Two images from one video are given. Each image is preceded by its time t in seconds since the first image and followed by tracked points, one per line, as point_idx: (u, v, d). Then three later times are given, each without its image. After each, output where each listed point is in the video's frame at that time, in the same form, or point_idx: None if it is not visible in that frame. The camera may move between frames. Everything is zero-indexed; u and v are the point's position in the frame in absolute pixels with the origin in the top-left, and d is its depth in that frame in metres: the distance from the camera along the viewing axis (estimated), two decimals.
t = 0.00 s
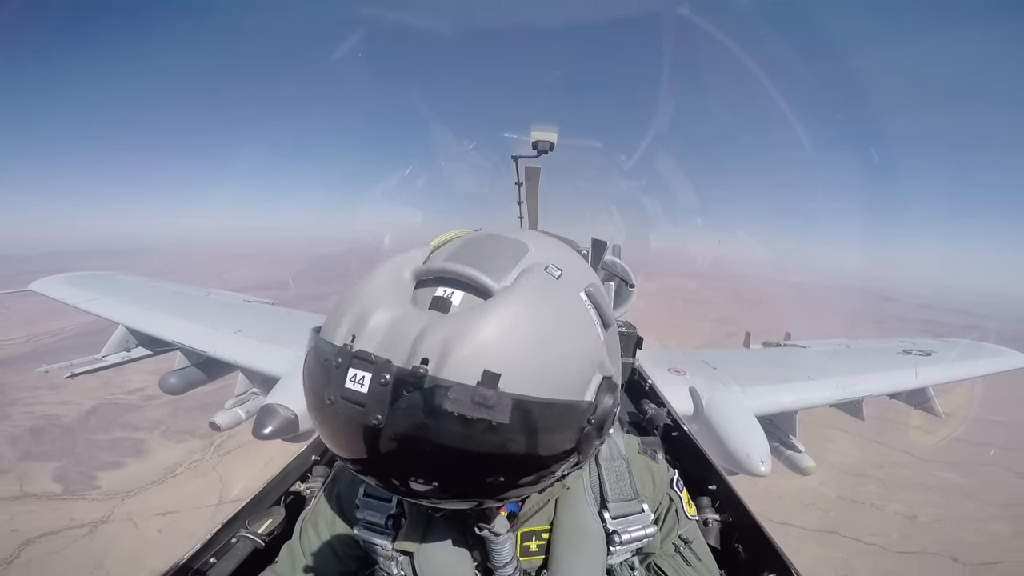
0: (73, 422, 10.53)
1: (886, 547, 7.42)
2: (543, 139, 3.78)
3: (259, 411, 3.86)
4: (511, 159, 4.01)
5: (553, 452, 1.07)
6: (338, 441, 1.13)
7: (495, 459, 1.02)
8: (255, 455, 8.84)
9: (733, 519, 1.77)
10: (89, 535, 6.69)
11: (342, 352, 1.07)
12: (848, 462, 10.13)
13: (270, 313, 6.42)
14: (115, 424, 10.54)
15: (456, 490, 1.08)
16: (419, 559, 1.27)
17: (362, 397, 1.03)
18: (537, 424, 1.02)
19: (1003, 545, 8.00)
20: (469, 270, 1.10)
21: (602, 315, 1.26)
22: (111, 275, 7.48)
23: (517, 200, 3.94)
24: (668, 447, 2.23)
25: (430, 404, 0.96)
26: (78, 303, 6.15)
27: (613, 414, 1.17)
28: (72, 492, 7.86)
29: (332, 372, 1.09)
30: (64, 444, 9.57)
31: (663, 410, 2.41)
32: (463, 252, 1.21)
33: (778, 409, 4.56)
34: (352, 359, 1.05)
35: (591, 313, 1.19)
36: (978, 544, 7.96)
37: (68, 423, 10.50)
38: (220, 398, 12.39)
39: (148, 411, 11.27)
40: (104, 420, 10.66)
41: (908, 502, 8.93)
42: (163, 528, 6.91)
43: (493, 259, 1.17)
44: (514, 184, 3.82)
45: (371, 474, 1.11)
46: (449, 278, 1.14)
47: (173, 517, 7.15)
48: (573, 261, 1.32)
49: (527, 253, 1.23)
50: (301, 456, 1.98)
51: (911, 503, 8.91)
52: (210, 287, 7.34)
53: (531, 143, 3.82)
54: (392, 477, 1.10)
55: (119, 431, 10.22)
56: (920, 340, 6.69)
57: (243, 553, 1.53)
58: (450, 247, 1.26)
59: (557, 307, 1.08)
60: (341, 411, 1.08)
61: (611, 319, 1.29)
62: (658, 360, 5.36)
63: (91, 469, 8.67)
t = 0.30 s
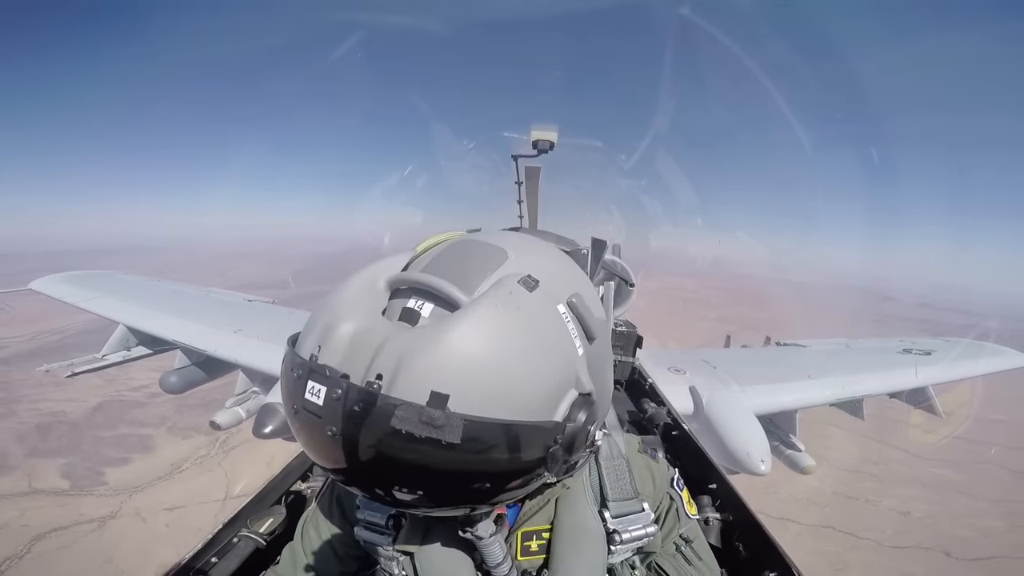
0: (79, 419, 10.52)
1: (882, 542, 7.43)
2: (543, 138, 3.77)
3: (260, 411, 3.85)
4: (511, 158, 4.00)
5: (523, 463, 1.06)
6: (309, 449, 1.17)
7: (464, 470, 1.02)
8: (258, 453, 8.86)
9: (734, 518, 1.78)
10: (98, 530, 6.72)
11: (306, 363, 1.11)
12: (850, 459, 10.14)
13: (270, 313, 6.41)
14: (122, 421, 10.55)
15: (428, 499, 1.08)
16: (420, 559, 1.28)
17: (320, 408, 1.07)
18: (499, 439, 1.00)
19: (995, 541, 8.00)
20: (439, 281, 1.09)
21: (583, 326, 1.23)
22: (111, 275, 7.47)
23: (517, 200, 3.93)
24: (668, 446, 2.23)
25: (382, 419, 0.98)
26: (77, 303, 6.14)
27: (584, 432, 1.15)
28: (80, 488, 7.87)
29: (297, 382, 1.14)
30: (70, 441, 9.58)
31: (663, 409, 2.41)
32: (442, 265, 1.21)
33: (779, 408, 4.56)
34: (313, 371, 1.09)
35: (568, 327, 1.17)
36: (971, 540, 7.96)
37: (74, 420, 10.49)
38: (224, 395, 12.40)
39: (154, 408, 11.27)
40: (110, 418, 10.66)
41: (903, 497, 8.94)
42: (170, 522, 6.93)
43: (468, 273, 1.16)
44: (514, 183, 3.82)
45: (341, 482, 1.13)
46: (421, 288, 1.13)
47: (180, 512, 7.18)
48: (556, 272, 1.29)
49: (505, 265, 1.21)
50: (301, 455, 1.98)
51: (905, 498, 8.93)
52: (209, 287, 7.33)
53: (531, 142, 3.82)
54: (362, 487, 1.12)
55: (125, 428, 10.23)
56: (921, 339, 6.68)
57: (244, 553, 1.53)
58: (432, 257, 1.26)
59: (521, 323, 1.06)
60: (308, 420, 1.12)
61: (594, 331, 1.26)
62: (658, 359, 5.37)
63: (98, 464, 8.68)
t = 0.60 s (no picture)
0: (85, 416, 10.53)
1: (874, 538, 7.47)
2: (543, 138, 3.77)
3: (260, 411, 3.85)
4: (511, 158, 4.00)
5: (512, 467, 1.05)
6: (297, 453, 1.17)
7: (453, 474, 1.01)
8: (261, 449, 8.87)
9: (733, 518, 1.78)
10: (105, 524, 6.75)
11: (291, 366, 1.12)
12: (852, 457, 10.12)
13: (270, 313, 6.40)
14: (127, 417, 10.57)
15: (416, 502, 1.07)
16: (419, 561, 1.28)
17: (305, 411, 1.07)
18: (485, 444, 0.99)
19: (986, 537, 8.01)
20: (428, 284, 1.09)
21: (574, 330, 1.23)
22: (111, 275, 7.46)
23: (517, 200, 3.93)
24: (668, 446, 2.23)
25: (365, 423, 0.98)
26: (77, 303, 6.14)
27: (575, 437, 1.14)
28: (87, 483, 7.90)
29: (283, 385, 1.14)
30: (77, 438, 9.60)
31: (663, 409, 2.41)
32: (435, 268, 1.21)
33: (779, 408, 4.56)
34: (299, 375, 1.09)
35: (560, 332, 1.17)
36: (965, 537, 7.97)
37: (80, 416, 10.51)
38: (228, 392, 12.39)
39: (158, 405, 11.28)
40: (116, 414, 10.68)
41: (897, 494, 8.96)
42: (176, 516, 6.95)
43: (458, 276, 1.17)
44: (514, 183, 3.81)
45: (330, 485, 1.13)
46: (411, 291, 1.13)
47: (186, 506, 7.20)
48: (549, 275, 1.29)
49: (497, 268, 1.21)
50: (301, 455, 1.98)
51: (899, 495, 8.94)
52: (210, 287, 7.33)
53: (531, 142, 3.82)
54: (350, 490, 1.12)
55: (131, 425, 10.25)
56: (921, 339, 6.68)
57: (243, 552, 1.53)
58: (424, 260, 1.26)
59: (508, 327, 1.06)
60: (294, 423, 1.12)
61: (586, 335, 1.25)
62: (658, 359, 5.36)
63: (105, 460, 8.69)
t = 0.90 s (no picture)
0: (91, 414, 10.53)
1: (867, 534, 7.47)
2: (543, 139, 3.77)
3: (259, 412, 3.85)
4: (511, 159, 4.00)
5: (513, 465, 1.05)
6: (297, 452, 1.17)
7: (453, 472, 1.01)
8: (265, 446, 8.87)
9: (734, 518, 1.77)
10: (113, 520, 6.76)
11: (293, 363, 1.12)
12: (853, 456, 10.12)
13: (270, 313, 6.40)
14: (132, 415, 10.56)
15: (416, 500, 1.07)
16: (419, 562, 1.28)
17: (305, 409, 1.07)
18: (487, 441, 1.00)
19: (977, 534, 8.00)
20: (428, 283, 1.09)
21: (574, 330, 1.22)
22: (111, 275, 7.46)
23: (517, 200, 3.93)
24: (668, 447, 2.23)
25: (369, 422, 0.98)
26: (77, 303, 6.14)
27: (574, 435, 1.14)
28: (93, 480, 7.90)
29: (283, 383, 1.14)
30: (83, 435, 9.60)
31: (663, 409, 2.41)
32: (434, 267, 1.21)
33: (778, 409, 4.56)
34: (300, 372, 1.09)
35: (559, 331, 1.17)
36: (957, 534, 7.96)
37: (85, 414, 10.51)
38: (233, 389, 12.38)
39: (162, 403, 11.27)
40: (121, 412, 10.66)
41: (891, 492, 8.98)
42: (182, 512, 6.97)
43: (458, 275, 1.17)
44: (514, 183, 3.82)
45: (329, 485, 1.12)
46: (410, 289, 1.13)
47: (192, 502, 7.22)
48: (548, 275, 1.29)
49: (497, 267, 1.21)
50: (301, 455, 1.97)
51: (893, 493, 8.96)
52: (210, 287, 7.33)
53: (531, 142, 3.82)
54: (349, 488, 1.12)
55: (136, 422, 10.24)
56: (920, 340, 6.68)
57: (243, 552, 1.52)
58: (423, 260, 1.26)
59: (507, 324, 1.06)
60: (295, 422, 1.11)
61: (585, 334, 1.25)
62: (658, 360, 5.36)
63: (111, 457, 8.69)
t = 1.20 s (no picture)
0: (97, 411, 10.53)
1: (861, 530, 7.51)
2: (543, 138, 3.77)
3: (259, 411, 3.86)
4: (511, 159, 4.00)
5: (534, 449, 1.05)
6: (321, 435, 1.14)
7: (476, 454, 1.01)
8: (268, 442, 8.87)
9: (733, 517, 1.77)
10: (121, 515, 6.79)
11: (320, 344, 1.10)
12: (854, 455, 10.12)
13: (270, 313, 6.39)
14: (137, 412, 10.56)
15: (435, 485, 1.06)
16: (417, 560, 1.28)
17: (338, 386, 1.05)
18: (513, 423, 0.99)
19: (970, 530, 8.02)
20: (452, 267, 1.11)
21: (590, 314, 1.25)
22: (111, 275, 7.46)
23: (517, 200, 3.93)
24: (668, 446, 2.23)
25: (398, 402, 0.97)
26: (77, 302, 6.14)
27: (592, 420, 1.15)
28: (101, 476, 7.94)
29: (313, 362, 1.11)
30: (89, 432, 9.62)
31: (662, 408, 2.41)
32: (450, 252, 1.23)
33: (778, 408, 4.56)
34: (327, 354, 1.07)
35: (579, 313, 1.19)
36: (952, 529, 7.98)
37: (92, 410, 10.53)
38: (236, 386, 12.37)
39: (167, 400, 11.27)
40: (127, 409, 10.68)
41: (885, 488, 9.00)
42: (189, 506, 7.01)
43: (478, 260, 1.19)
44: (514, 183, 3.81)
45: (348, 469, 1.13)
46: (432, 274, 1.14)
47: (198, 497, 7.26)
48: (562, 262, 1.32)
49: (513, 254, 1.23)
50: (301, 455, 1.96)
51: (888, 489, 8.99)
52: (210, 286, 7.32)
53: (531, 142, 3.82)
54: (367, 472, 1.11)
55: (141, 419, 10.25)
56: (920, 339, 6.67)
57: (244, 552, 1.52)
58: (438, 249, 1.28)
59: (529, 305, 1.07)
60: (316, 405, 1.10)
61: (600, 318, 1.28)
62: (658, 359, 5.36)
63: (117, 454, 8.70)
